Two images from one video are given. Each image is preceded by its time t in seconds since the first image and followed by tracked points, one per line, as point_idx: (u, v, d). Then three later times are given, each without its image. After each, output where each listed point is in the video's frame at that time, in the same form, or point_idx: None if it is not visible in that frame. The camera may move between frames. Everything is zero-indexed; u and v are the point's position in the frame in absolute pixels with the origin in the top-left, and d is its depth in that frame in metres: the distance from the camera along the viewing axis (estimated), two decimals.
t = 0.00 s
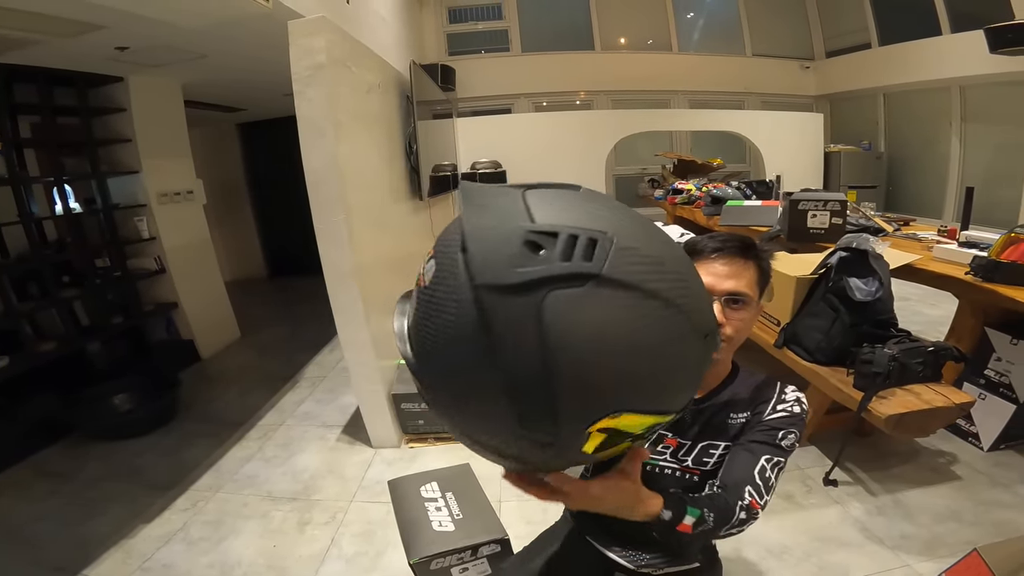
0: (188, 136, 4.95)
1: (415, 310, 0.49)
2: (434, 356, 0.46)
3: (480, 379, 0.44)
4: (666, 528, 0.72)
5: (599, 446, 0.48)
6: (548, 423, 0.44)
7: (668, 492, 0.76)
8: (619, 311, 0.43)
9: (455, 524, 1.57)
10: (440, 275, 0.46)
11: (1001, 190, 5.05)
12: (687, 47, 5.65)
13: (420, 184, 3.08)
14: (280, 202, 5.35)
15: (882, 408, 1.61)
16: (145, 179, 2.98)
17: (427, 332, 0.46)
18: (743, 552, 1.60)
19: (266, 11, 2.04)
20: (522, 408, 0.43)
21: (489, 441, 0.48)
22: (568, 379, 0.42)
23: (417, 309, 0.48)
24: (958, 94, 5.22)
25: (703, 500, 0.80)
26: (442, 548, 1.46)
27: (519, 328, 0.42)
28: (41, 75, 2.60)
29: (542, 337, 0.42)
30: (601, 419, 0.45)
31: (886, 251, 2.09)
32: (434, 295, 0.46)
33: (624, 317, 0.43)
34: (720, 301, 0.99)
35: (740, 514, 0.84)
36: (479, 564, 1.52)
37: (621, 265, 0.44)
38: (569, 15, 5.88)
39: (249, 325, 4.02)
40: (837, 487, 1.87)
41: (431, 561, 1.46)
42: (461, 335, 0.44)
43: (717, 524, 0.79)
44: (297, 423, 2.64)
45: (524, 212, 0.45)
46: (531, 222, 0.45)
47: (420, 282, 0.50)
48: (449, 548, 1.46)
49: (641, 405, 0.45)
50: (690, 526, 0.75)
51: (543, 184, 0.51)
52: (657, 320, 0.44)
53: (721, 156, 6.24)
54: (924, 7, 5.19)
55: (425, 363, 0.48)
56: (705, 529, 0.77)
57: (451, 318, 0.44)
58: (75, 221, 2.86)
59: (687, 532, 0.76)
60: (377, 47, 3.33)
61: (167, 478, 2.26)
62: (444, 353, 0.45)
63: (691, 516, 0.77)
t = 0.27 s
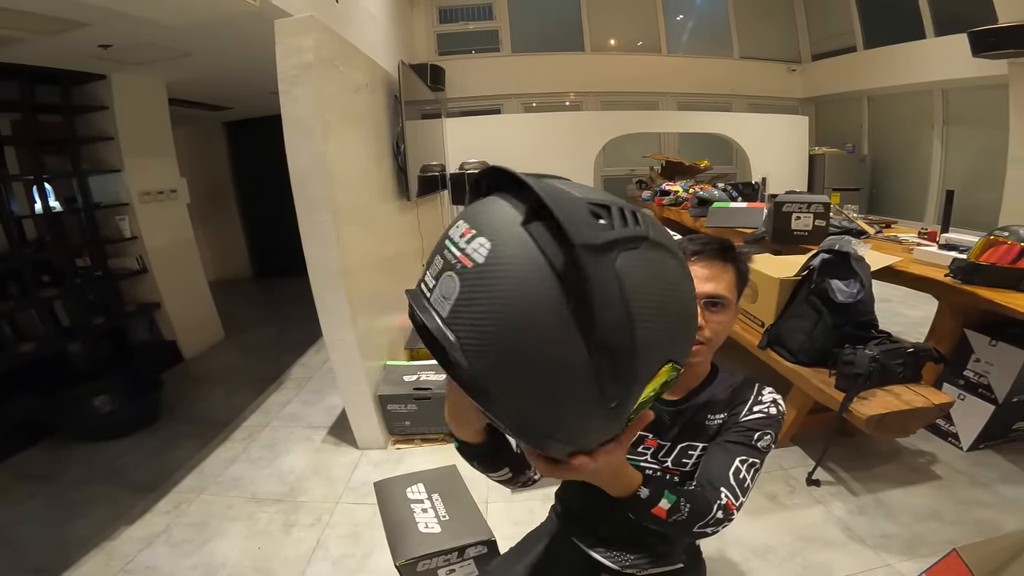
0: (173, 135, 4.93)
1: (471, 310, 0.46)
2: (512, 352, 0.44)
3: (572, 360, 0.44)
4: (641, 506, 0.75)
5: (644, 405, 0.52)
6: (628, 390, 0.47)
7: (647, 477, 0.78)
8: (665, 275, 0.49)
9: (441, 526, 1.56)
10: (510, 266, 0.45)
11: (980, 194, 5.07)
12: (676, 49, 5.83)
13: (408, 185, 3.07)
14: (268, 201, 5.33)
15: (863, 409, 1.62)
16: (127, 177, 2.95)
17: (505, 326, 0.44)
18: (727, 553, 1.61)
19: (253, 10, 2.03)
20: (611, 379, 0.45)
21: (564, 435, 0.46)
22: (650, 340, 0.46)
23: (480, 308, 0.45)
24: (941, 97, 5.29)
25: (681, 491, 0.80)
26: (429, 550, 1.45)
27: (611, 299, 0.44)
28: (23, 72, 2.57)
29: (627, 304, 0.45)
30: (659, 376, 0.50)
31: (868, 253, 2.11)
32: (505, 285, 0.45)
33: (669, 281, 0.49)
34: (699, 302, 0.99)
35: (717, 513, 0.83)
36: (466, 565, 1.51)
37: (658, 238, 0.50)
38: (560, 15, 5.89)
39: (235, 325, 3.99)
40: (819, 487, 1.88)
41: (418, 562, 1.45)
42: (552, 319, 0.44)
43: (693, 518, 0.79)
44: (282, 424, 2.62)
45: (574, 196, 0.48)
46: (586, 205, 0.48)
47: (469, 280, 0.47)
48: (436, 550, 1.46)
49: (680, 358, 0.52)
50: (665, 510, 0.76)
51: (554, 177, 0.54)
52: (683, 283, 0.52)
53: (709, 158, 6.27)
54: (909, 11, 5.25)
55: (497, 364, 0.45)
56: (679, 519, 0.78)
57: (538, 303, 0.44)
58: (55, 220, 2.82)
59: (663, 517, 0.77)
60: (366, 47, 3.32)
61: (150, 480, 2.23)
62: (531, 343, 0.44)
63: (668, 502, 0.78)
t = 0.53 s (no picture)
0: (163, 132, 4.91)
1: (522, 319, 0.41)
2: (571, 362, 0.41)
3: (627, 364, 0.43)
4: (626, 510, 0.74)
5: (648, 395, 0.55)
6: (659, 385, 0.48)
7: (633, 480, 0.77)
8: (680, 271, 0.52)
9: (429, 528, 1.55)
10: (561, 270, 0.42)
11: (966, 198, 5.11)
12: (669, 51, 6.03)
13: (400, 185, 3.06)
14: (259, 200, 5.30)
15: (848, 412, 1.62)
16: (114, 175, 2.93)
17: (563, 334, 0.41)
18: (714, 555, 1.60)
19: (244, 8, 2.01)
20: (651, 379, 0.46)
21: (602, 442, 0.46)
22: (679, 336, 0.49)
23: (534, 316, 0.41)
24: (929, 102, 5.32)
25: (667, 495, 0.79)
26: (417, 552, 1.44)
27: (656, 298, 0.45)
28: (9, 67, 2.55)
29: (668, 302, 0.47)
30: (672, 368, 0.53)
31: (854, 257, 2.12)
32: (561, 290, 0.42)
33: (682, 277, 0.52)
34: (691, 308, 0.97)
35: (703, 516, 0.82)
36: (455, 567, 1.50)
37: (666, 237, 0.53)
38: (553, 16, 5.90)
39: (223, 325, 3.96)
40: (806, 489, 1.88)
41: (406, 565, 1.44)
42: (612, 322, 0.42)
43: (678, 521, 0.78)
44: (269, 424, 2.60)
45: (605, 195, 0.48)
46: (619, 205, 0.48)
47: (514, 287, 0.42)
48: (424, 552, 1.45)
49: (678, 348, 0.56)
50: (651, 514, 0.75)
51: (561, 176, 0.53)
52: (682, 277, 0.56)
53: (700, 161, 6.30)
54: (899, 17, 5.29)
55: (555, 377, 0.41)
56: (665, 523, 0.76)
57: (598, 307, 0.42)
58: (40, 218, 2.79)
59: (648, 521, 0.76)
60: (358, 46, 3.30)
61: (133, 481, 2.21)
62: (590, 352, 0.42)
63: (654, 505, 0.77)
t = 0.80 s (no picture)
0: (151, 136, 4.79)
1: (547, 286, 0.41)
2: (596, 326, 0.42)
3: (639, 328, 0.45)
4: (635, 514, 0.73)
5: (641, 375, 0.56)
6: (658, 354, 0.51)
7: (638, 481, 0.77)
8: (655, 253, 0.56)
9: (426, 532, 1.54)
10: (572, 243, 0.44)
11: (955, 196, 5.14)
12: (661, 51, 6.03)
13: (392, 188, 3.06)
14: (251, 204, 5.28)
15: (843, 410, 1.63)
16: (103, 181, 2.92)
17: (586, 298, 0.42)
18: (713, 555, 1.60)
19: (233, 12, 2.00)
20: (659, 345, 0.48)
21: (625, 415, 0.46)
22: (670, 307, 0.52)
23: (556, 283, 0.41)
24: (917, 100, 5.36)
25: (671, 497, 0.79)
26: (414, 556, 1.44)
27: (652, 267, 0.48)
28: None
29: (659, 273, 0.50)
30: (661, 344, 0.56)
31: (846, 255, 2.13)
32: (576, 259, 0.43)
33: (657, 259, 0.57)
34: (687, 310, 0.97)
35: (707, 517, 0.81)
36: (453, 571, 1.49)
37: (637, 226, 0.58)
38: (545, 18, 5.91)
39: (217, 330, 3.94)
40: (803, 488, 1.89)
41: (403, 570, 1.43)
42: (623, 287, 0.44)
43: (682, 524, 0.78)
44: (264, 430, 2.59)
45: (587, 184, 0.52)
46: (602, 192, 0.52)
47: (531, 259, 0.42)
48: (421, 556, 1.44)
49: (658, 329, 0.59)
50: (657, 516, 0.75)
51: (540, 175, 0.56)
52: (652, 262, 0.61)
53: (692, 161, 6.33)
54: (886, 15, 5.33)
55: (587, 341, 0.41)
56: (670, 525, 0.77)
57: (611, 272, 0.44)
58: (29, 224, 2.77)
59: (655, 523, 0.76)
60: (349, 49, 3.30)
61: (127, 488, 2.19)
62: (610, 316, 0.43)
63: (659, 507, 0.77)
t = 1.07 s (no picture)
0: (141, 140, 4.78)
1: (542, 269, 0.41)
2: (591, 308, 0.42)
3: (629, 307, 0.46)
4: (633, 507, 0.72)
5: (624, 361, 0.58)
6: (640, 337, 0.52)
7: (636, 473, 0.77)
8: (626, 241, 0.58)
9: (424, 534, 1.54)
10: (560, 229, 0.45)
11: (946, 190, 5.18)
12: (652, 50, 5.98)
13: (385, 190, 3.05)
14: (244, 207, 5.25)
15: (837, 406, 1.63)
16: (93, 185, 2.89)
17: (581, 280, 0.42)
18: (713, 553, 1.61)
19: (222, 14, 1.98)
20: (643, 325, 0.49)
21: (625, 395, 0.46)
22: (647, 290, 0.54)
23: (551, 266, 0.41)
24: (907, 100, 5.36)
25: (669, 491, 0.79)
26: (412, 558, 1.43)
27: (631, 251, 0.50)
28: None
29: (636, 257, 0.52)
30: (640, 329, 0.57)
31: (839, 252, 2.14)
32: (567, 241, 0.44)
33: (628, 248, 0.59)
34: (679, 310, 0.97)
35: (706, 513, 0.81)
36: (451, 572, 1.49)
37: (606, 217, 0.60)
38: (537, 18, 5.93)
39: (211, 334, 3.92)
40: (800, 484, 1.89)
41: (401, 571, 1.43)
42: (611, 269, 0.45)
43: (681, 519, 0.78)
44: (260, 434, 2.57)
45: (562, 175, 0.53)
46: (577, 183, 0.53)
47: (525, 246, 0.42)
48: (419, 558, 1.44)
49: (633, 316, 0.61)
50: (655, 509, 0.75)
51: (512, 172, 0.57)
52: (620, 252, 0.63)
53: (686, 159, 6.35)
54: (875, 12, 5.36)
55: (586, 322, 0.41)
56: (668, 520, 0.77)
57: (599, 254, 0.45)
58: (18, 230, 2.75)
59: (654, 516, 0.76)
60: (340, 49, 3.28)
61: (123, 493, 2.17)
62: (604, 297, 0.43)
63: (658, 501, 0.77)
